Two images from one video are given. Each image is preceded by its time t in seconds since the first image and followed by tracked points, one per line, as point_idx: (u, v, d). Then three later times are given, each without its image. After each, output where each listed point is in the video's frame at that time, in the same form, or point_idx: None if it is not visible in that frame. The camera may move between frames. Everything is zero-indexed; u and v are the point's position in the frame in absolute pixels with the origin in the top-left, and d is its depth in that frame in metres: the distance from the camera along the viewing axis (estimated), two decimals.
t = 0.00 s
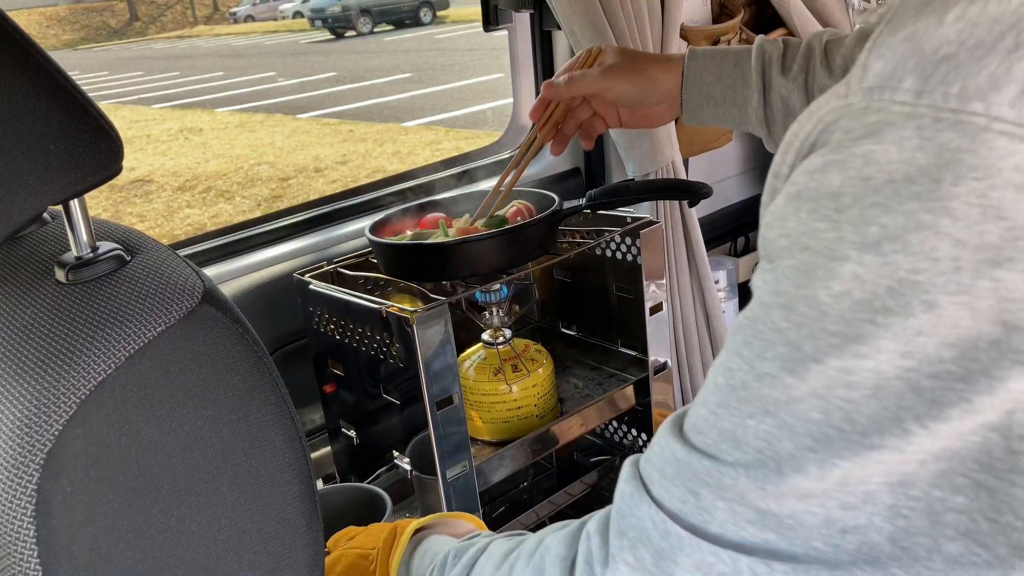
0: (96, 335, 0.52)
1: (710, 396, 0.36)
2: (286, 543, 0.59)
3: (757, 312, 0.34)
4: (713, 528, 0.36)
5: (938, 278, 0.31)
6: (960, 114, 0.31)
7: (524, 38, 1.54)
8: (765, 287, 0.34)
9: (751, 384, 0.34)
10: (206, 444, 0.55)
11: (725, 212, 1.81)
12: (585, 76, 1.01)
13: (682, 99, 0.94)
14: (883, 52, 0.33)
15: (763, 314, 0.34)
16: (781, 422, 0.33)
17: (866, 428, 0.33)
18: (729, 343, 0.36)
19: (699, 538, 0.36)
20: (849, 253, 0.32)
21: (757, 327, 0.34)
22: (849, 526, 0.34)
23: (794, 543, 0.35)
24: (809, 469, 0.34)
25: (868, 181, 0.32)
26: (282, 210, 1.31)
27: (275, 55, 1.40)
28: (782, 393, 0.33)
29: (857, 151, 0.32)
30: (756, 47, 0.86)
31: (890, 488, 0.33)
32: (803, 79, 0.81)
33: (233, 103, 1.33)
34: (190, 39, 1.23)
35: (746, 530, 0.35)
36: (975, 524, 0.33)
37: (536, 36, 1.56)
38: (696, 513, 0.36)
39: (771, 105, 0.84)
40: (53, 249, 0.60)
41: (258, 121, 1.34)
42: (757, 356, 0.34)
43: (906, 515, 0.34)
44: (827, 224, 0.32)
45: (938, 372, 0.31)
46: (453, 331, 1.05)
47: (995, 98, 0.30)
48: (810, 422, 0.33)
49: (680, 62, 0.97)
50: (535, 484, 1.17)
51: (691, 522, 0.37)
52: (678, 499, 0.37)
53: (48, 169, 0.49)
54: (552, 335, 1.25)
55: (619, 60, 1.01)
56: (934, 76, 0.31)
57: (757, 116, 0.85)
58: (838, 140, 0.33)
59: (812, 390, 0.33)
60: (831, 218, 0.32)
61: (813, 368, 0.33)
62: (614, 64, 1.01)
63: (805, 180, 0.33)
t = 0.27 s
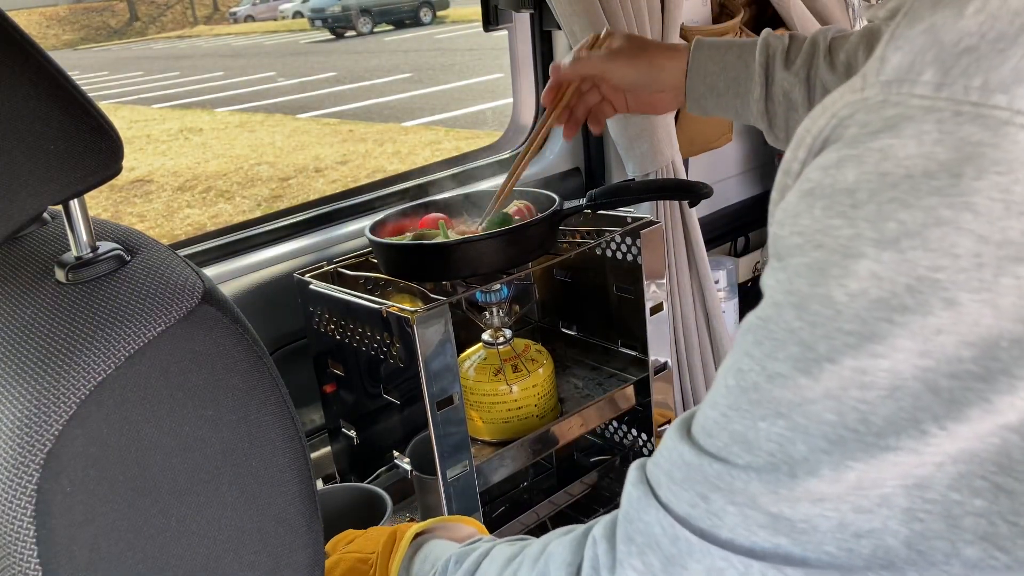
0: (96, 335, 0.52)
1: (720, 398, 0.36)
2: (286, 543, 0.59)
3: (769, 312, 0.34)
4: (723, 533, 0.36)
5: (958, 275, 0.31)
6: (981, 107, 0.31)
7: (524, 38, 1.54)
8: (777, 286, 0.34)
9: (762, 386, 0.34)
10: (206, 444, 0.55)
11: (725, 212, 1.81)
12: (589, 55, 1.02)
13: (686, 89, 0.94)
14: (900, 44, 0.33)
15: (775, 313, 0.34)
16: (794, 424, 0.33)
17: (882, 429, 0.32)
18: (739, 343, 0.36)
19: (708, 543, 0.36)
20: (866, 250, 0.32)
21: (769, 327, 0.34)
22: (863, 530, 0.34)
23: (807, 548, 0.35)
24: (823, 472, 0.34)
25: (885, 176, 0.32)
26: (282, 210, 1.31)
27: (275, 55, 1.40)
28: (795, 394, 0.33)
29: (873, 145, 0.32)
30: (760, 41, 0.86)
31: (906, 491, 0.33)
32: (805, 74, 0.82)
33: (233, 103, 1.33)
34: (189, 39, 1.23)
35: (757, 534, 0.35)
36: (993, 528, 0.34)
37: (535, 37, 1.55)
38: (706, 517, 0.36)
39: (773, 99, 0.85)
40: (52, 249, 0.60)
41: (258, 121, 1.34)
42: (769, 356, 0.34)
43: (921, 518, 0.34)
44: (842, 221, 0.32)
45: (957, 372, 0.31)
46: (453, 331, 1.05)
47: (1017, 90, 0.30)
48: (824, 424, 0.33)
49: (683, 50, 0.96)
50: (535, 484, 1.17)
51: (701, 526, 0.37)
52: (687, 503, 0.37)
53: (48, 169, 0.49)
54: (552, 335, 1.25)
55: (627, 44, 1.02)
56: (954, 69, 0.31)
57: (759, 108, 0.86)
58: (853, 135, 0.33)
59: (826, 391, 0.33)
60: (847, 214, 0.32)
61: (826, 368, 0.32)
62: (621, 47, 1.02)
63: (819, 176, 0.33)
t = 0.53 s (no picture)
0: (96, 335, 0.52)
1: (729, 397, 0.36)
2: (286, 543, 0.59)
3: (781, 310, 0.34)
4: (731, 534, 0.36)
5: (977, 273, 0.31)
6: (1003, 102, 0.31)
7: (524, 38, 1.55)
8: (790, 283, 0.34)
9: (773, 384, 0.34)
10: (206, 444, 0.55)
11: (725, 212, 1.81)
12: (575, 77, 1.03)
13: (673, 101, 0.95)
14: (920, 38, 0.33)
15: (788, 312, 0.34)
16: (805, 423, 0.33)
17: (895, 428, 0.33)
18: (748, 341, 0.36)
19: (717, 544, 0.36)
20: (883, 247, 0.32)
21: (781, 325, 0.34)
22: (875, 532, 0.34)
23: (816, 549, 0.35)
24: (835, 472, 0.34)
25: (902, 172, 0.32)
26: (281, 210, 1.31)
27: (275, 55, 1.39)
28: (807, 393, 0.33)
29: (890, 140, 0.32)
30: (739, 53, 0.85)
31: (919, 492, 0.33)
32: (787, 79, 0.78)
33: (233, 103, 1.33)
34: (190, 40, 1.23)
35: (765, 535, 0.35)
36: (1010, 530, 0.33)
37: (535, 36, 1.56)
38: (714, 518, 0.36)
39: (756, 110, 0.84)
40: (52, 250, 0.60)
41: (258, 121, 1.34)
42: (780, 354, 0.34)
43: (934, 519, 0.33)
44: (858, 217, 0.32)
45: (974, 371, 0.31)
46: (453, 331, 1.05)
47: None
48: (837, 424, 0.33)
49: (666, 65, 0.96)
50: (535, 484, 1.17)
51: (709, 526, 0.37)
52: (694, 503, 0.37)
53: (46, 169, 0.49)
54: (552, 335, 1.25)
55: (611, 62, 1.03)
56: (976, 62, 0.31)
57: (742, 117, 0.84)
58: (870, 130, 0.33)
59: (839, 391, 0.33)
60: (863, 211, 0.32)
61: (840, 367, 0.33)
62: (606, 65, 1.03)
63: (834, 172, 0.34)
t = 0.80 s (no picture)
0: (96, 335, 0.52)
1: (731, 395, 0.36)
2: (286, 543, 0.59)
3: (785, 308, 0.34)
4: (733, 533, 0.36)
5: (985, 272, 0.31)
6: (1012, 100, 0.31)
7: (523, 38, 1.56)
8: (795, 281, 0.34)
9: (777, 383, 0.34)
10: (206, 444, 0.55)
11: (725, 212, 1.81)
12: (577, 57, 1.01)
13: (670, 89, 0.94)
14: (928, 34, 0.33)
15: (791, 310, 0.34)
16: (809, 422, 0.33)
17: (901, 427, 0.33)
18: (751, 340, 0.36)
19: (718, 543, 0.36)
20: (889, 245, 0.32)
21: (784, 323, 0.34)
22: (879, 531, 0.34)
23: (820, 548, 0.35)
24: (839, 471, 0.34)
25: (910, 170, 0.32)
26: (281, 211, 1.34)
27: (275, 55, 1.37)
28: (811, 392, 0.33)
29: (898, 137, 0.32)
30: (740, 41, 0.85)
31: (924, 491, 0.33)
32: (789, 71, 0.80)
33: (233, 103, 1.32)
34: (189, 40, 1.23)
35: (768, 534, 0.35)
36: (1014, 529, 0.33)
37: (535, 36, 1.58)
38: (715, 516, 0.36)
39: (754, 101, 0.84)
40: (52, 249, 0.60)
41: (258, 121, 1.34)
42: (784, 352, 0.34)
43: (939, 519, 0.34)
44: (865, 215, 0.32)
45: (982, 371, 0.32)
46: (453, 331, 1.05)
47: None
48: (841, 422, 0.33)
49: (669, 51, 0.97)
50: (535, 484, 1.17)
51: (711, 526, 0.37)
52: (696, 502, 0.37)
53: (46, 170, 0.49)
54: (552, 335, 1.25)
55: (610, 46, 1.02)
56: (986, 59, 0.31)
57: (740, 108, 0.85)
58: (876, 127, 0.33)
59: (844, 389, 0.33)
60: (870, 208, 0.32)
61: (845, 366, 0.33)
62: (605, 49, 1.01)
63: (840, 169, 0.33)
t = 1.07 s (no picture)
0: (96, 336, 0.52)
1: (730, 389, 0.36)
2: (286, 543, 0.59)
3: (783, 301, 0.34)
4: (731, 526, 0.36)
5: (983, 263, 0.31)
6: (1011, 91, 0.31)
7: (524, 38, 1.54)
8: (793, 274, 0.34)
9: (775, 375, 0.34)
10: (206, 445, 0.55)
11: (725, 212, 1.81)
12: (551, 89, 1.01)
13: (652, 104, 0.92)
14: (927, 27, 0.33)
15: (789, 302, 0.34)
16: (807, 414, 0.33)
17: (899, 419, 0.33)
18: (749, 334, 0.36)
19: (716, 536, 0.36)
20: (888, 237, 0.32)
21: (783, 316, 0.34)
22: (876, 524, 0.34)
23: (817, 540, 0.35)
24: (837, 463, 0.34)
25: (908, 161, 0.32)
26: (282, 210, 1.31)
27: (275, 55, 1.38)
28: (809, 384, 0.33)
29: (897, 130, 0.32)
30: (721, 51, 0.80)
31: (921, 483, 0.33)
32: (774, 81, 0.76)
33: (233, 103, 1.33)
34: (189, 40, 1.23)
35: (766, 526, 0.35)
36: (1012, 521, 0.33)
37: (536, 36, 1.56)
38: (713, 510, 0.36)
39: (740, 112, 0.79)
40: (53, 249, 0.60)
41: (258, 121, 1.34)
42: (782, 344, 0.34)
43: (936, 511, 0.34)
44: (863, 207, 0.32)
45: (979, 362, 0.32)
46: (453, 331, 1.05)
47: None
48: (839, 414, 0.33)
49: (646, 72, 0.96)
50: (534, 484, 1.17)
51: (709, 519, 0.37)
52: (693, 496, 0.37)
53: (46, 169, 0.49)
54: (552, 334, 1.25)
55: (586, 70, 1.01)
56: (984, 51, 0.31)
57: (726, 123, 0.79)
58: (876, 120, 0.33)
59: (842, 381, 0.33)
60: (868, 200, 0.32)
61: (844, 357, 0.33)
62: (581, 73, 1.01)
63: (839, 162, 0.33)
